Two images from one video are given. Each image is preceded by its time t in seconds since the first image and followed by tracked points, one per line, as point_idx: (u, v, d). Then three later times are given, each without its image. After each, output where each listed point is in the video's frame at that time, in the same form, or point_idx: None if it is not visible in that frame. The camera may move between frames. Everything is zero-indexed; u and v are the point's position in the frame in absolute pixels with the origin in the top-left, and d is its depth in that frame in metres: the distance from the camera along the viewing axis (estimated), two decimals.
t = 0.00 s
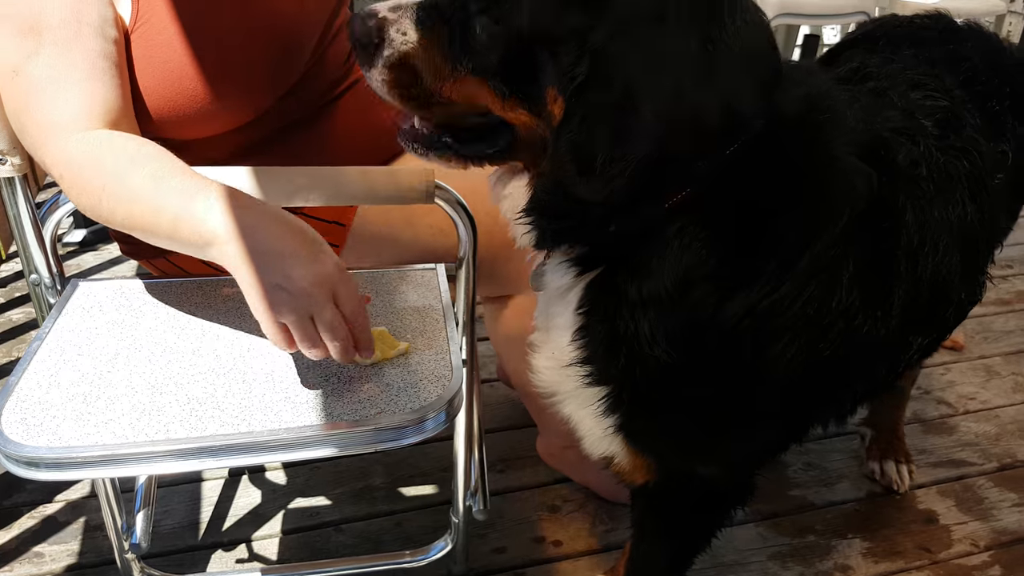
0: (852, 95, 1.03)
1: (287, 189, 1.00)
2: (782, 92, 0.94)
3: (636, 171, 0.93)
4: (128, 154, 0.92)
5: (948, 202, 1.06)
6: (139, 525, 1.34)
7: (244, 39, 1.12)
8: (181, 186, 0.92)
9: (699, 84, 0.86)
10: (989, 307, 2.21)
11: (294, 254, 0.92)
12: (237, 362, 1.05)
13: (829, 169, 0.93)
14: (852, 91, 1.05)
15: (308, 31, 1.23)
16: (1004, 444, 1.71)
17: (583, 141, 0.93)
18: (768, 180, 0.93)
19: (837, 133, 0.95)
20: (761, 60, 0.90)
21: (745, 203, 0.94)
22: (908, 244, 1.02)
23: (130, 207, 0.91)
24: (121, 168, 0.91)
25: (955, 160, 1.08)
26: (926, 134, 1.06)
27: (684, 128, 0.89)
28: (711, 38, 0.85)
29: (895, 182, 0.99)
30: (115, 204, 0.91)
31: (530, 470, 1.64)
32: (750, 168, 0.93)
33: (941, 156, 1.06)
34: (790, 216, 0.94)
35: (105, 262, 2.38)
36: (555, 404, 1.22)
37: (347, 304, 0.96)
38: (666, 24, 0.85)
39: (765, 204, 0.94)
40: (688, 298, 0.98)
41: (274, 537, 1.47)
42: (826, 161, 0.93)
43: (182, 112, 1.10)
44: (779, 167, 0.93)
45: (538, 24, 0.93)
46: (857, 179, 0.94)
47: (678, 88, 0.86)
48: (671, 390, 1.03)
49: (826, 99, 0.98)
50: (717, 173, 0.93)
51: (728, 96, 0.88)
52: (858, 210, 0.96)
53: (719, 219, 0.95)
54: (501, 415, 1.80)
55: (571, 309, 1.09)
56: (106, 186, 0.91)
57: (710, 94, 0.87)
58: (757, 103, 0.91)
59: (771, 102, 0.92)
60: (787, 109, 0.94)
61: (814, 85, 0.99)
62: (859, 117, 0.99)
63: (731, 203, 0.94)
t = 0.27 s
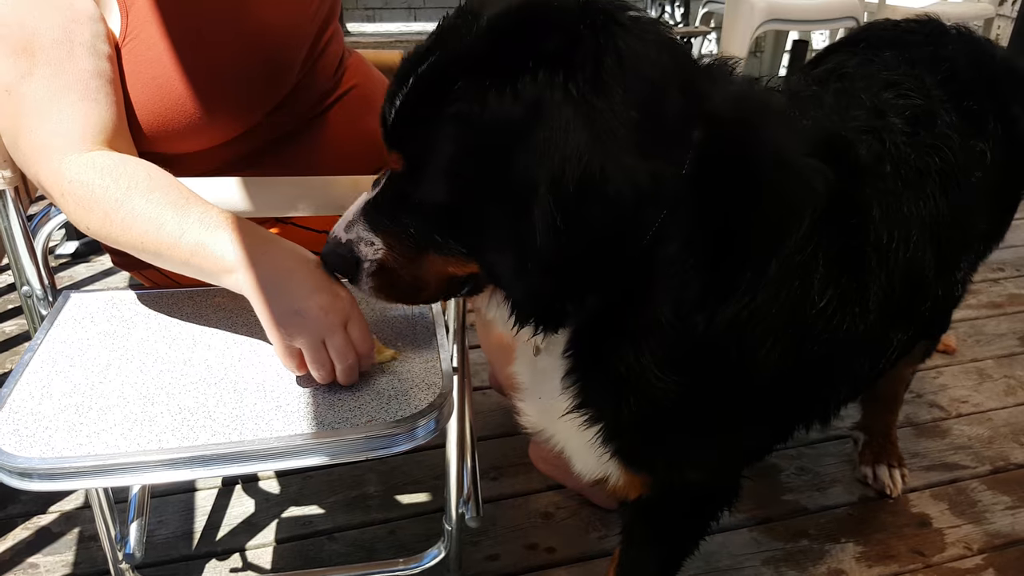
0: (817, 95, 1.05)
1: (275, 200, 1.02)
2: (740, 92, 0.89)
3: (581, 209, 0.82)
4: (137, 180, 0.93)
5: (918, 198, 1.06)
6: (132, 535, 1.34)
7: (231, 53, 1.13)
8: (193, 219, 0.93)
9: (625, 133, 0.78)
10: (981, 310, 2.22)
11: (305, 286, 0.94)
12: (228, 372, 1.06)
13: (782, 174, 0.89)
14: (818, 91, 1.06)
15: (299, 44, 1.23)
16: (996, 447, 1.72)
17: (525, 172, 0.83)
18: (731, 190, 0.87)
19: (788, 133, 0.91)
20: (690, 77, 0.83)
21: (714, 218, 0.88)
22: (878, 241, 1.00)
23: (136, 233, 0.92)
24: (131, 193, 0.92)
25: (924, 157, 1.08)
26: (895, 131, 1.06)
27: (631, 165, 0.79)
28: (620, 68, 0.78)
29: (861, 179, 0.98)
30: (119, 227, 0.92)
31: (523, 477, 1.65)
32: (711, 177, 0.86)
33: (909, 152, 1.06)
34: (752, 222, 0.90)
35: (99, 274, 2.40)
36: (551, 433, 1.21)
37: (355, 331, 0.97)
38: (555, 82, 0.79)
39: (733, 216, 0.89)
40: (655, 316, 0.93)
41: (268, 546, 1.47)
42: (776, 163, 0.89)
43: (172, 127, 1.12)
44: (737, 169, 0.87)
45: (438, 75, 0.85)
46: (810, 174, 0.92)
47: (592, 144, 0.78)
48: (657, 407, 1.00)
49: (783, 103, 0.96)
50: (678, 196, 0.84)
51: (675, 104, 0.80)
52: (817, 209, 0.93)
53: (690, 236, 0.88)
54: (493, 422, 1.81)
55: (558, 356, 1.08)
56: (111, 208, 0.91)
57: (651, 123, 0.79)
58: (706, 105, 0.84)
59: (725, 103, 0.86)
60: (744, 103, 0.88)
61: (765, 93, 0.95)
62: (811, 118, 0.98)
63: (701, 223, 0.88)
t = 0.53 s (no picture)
0: (798, 98, 1.07)
1: (271, 203, 1.02)
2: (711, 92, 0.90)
3: (544, 239, 0.82)
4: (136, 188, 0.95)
5: (901, 196, 1.05)
6: (130, 541, 1.35)
7: (227, 58, 1.14)
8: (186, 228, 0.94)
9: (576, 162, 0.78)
10: (977, 314, 2.23)
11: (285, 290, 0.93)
12: (225, 378, 1.06)
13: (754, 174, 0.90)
14: (800, 95, 1.08)
15: (293, 49, 1.24)
16: (993, 450, 1.72)
17: (502, 189, 0.81)
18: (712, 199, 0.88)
19: (766, 136, 0.92)
20: (651, 89, 0.82)
21: (699, 225, 0.89)
22: (863, 239, 1.01)
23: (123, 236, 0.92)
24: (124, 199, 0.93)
25: (906, 156, 1.08)
26: (876, 131, 1.06)
27: (582, 196, 0.79)
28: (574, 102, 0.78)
29: (843, 177, 0.99)
30: (105, 231, 0.93)
31: (521, 482, 1.65)
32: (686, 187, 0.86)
33: (892, 152, 1.06)
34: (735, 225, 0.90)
35: (96, 280, 2.40)
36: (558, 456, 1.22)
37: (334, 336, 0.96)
38: (506, 119, 0.79)
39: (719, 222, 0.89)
40: (651, 323, 0.92)
41: (266, 552, 1.47)
42: (756, 164, 0.89)
43: (167, 133, 1.12)
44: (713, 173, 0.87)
45: (407, 113, 0.86)
46: (795, 178, 0.93)
47: (544, 179, 0.79)
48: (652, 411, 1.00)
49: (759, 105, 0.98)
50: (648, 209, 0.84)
51: (635, 118, 0.80)
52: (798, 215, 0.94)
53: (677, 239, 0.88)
54: (490, 428, 1.81)
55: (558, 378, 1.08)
56: (104, 212, 0.92)
57: (610, 146, 0.79)
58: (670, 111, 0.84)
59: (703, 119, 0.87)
60: (712, 102, 0.89)
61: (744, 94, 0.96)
62: (790, 119, 1.00)
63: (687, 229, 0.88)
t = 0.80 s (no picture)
0: (801, 103, 1.06)
1: (271, 205, 1.02)
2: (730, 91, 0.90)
3: (583, 201, 0.79)
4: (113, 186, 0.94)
5: (899, 201, 1.05)
6: (129, 543, 1.35)
7: (227, 61, 1.15)
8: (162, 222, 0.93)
9: (620, 124, 0.75)
10: (977, 319, 2.23)
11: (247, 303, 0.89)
12: (225, 380, 1.07)
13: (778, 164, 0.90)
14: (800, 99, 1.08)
15: (293, 53, 1.25)
16: (992, 455, 1.72)
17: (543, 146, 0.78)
18: (736, 191, 0.88)
19: (781, 138, 0.93)
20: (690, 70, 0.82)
21: (721, 224, 0.89)
22: (868, 242, 1.01)
23: (96, 236, 0.91)
24: (98, 197, 0.92)
25: (904, 161, 1.08)
26: (875, 136, 1.06)
27: (621, 156, 0.76)
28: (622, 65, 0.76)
29: (848, 181, 0.99)
30: (83, 232, 0.92)
31: (520, 485, 1.65)
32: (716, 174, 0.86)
33: (891, 158, 1.07)
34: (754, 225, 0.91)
35: (96, 282, 2.41)
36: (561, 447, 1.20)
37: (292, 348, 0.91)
38: (556, 77, 0.77)
39: (738, 219, 0.89)
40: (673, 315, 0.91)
41: (265, 554, 1.47)
42: (777, 163, 0.90)
43: (167, 136, 1.12)
44: (737, 164, 0.87)
45: (445, 74, 0.83)
46: (810, 176, 0.93)
47: (586, 139, 0.76)
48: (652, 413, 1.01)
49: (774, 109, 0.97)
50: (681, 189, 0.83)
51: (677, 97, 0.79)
52: (818, 208, 0.95)
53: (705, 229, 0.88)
54: (489, 431, 1.81)
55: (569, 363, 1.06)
56: (79, 211, 0.92)
57: (655, 119, 0.77)
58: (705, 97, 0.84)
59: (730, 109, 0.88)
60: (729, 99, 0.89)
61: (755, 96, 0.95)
62: (801, 123, 1.00)
63: (711, 222, 0.88)
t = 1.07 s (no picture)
0: (808, 104, 1.05)
1: (272, 209, 1.03)
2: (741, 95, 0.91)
3: (594, 212, 0.80)
4: (127, 197, 0.95)
5: (907, 198, 1.05)
6: (133, 547, 1.35)
7: (228, 66, 1.15)
8: (179, 233, 0.95)
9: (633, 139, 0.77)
10: (980, 320, 2.22)
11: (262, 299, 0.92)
12: (227, 384, 1.07)
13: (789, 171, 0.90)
14: (804, 97, 1.08)
15: (293, 58, 1.26)
16: (997, 457, 1.71)
17: (558, 158, 0.80)
18: (750, 199, 0.88)
19: (793, 142, 0.92)
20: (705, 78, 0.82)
21: (734, 234, 0.89)
22: (881, 241, 1.01)
23: (114, 247, 0.92)
24: (114, 209, 0.93)
25: (910, 157, 1.08)
26: (881, 133, 1.06)
27: (634, 171, 0.78)
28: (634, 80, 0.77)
29: (859, 183, 0.99)
30: (100, 244, 0.93)
31: (523, 489, 1.65)
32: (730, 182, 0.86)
33: (896, 154, 1.06)
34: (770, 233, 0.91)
35: (99, 287, 2.41)
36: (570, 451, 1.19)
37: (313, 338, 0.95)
38: (569, 92, 0.78)
39: (752, 227, 0.90)
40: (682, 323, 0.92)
41: (268, 558, 1.47)
42: (789, 169, 0.90)
43: (169, 141, 1.12)
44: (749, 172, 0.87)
45: (467, 73, 0.84)
46: (825, 182, 0.93)
47: (601, 153, 0.78)
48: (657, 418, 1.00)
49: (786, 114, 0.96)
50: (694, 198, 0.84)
51: (692, 109, 0.79)
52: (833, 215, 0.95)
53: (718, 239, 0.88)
54: (491, 434, 1.81)
55: (581, 367, 1.05)
56: (95, 223, 0.92)
57: (667, 129, 0.78)
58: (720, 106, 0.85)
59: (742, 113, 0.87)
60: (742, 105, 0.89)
61: (763, 98, 0.95)
62: (812, 125, 0.99)
63: (723, 231, 0.89)
